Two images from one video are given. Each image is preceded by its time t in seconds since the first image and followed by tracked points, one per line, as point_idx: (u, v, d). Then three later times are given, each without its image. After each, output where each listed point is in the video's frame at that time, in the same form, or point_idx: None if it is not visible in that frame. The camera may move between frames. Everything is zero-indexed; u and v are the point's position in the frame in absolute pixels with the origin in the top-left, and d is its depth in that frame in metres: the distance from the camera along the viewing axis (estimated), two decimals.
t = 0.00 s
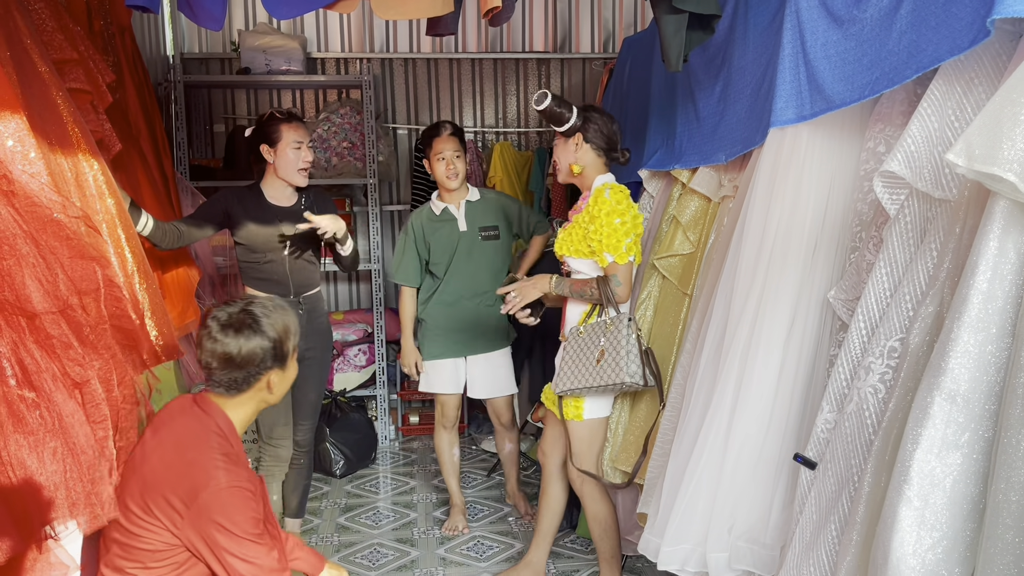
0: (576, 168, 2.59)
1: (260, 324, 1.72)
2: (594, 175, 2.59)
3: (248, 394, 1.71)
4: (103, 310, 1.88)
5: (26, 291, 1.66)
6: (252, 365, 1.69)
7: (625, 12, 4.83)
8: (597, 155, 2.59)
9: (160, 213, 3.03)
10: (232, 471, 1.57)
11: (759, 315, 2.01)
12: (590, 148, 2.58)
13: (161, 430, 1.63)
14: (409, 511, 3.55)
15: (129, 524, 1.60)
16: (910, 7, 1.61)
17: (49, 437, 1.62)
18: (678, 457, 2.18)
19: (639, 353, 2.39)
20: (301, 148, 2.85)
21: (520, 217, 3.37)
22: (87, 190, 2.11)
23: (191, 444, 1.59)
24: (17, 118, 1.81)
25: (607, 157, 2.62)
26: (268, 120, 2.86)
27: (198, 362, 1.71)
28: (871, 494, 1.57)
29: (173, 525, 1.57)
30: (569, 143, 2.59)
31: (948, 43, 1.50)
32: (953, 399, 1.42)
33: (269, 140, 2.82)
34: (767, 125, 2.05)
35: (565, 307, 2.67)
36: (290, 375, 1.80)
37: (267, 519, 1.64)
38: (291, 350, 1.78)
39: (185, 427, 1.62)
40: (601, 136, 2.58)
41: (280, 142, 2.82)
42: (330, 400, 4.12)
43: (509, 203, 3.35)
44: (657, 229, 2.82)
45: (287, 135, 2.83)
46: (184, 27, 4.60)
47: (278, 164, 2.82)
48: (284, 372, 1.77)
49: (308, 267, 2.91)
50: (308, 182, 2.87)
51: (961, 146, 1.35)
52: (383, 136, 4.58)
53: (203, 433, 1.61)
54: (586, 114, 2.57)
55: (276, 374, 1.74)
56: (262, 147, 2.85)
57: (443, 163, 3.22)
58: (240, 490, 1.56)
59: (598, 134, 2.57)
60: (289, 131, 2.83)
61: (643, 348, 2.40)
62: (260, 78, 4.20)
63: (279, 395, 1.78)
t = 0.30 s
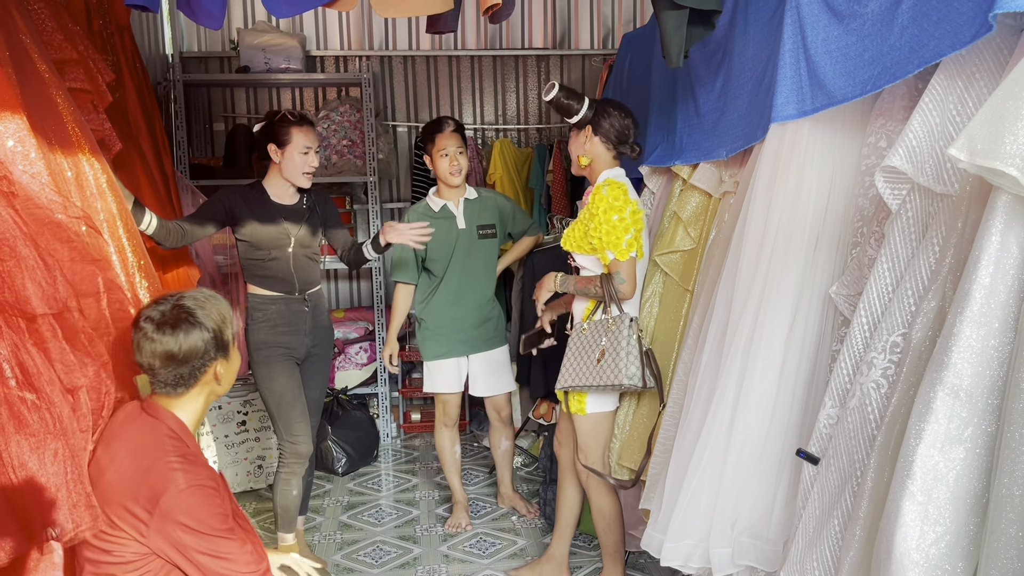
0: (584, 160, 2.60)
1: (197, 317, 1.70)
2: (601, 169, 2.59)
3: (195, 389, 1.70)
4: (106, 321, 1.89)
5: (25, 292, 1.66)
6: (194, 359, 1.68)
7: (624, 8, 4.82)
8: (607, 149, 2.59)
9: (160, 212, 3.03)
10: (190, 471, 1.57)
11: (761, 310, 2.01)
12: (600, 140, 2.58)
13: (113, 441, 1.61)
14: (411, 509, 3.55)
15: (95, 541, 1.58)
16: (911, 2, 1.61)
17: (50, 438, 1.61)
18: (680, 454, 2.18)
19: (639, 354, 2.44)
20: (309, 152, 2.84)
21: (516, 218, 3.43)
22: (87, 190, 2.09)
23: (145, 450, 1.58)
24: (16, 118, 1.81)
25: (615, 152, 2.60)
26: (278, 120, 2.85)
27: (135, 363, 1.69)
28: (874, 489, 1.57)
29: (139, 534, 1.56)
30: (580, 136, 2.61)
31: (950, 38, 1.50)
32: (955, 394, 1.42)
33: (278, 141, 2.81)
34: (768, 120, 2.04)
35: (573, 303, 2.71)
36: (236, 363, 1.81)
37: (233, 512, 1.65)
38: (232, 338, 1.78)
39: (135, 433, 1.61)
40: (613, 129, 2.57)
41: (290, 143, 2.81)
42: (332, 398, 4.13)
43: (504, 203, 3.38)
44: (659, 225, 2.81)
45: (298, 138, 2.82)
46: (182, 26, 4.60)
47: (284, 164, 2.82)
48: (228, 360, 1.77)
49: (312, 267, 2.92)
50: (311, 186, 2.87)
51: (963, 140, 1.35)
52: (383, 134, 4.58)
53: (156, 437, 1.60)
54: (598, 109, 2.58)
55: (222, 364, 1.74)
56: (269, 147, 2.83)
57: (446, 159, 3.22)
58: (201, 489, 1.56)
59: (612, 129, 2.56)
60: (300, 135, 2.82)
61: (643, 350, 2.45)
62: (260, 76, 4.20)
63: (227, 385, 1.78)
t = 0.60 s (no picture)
0: (570, 157, 2.62)
1: (156, 314, 1.64)
2: (590, 167, 2.60)
3: (161, 386, 1.64)
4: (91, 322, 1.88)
5: (17, 294, 1.66)
6: (156, 356, 1.61)
7: (622, 5, 4.82)
8: (593, 147, 2.60)
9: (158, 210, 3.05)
10: (164, 468, 1.50)
11: (758, 307, 2.01)
12: (586, 138, 2.59)
13: (80, 449, 1.53)
14: (411, 507, 3.56)
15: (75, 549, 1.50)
16: None
17: (45, 440, 1.63)
18: (678, 451, 2.18)
19: (622, 350, 2.42)
20: (309, 152, 2.83)
21: (509, 216, 3.45)
22: (84, 189, 2.08)
23: (115, 453, 1.51)
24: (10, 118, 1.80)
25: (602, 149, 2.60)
26: (279, 118, 2.83)
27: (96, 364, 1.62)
28: (871, 485, 1.58)
29: (119, 537, 1.48)
30: (568, 133, 2.61)
31: (946, 33, 1.50)
32: (952, 390, 1.42)
33: (278, 139, 2.79)
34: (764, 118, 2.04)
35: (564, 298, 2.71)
36: (198, 360, 1.75)
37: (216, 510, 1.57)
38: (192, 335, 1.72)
39: (104, 438, 1.53)
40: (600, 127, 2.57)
41: (291, 143, 2.80)
42: (331, 396, 4.15)
43: (497, 201, 3.40)
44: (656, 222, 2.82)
45: (299, 137, 2.81)
46: (179, 24, 4.59)
47: (284, 163, 2.82)
48: (190, 356, 1.71)
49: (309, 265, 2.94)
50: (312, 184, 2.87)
51: (959, 136, 1.35)
52: (381, 132, 4.58)
53: (125, 441, 1.53)
54: (586, 107, 2.57)
55: (184, 360, 1.68)
56: (269, 145, 2.81)
57: (444, 158, 3.22)
58: (177, 485, 1.49)
59: (599, 128, 2.57)
60: (300, 135, 2.80)
61: (626, 344, 2.43)
62: (257, 75, 4.20)
63: (191, 383, 1.72)
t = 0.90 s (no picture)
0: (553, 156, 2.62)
1: (145, 314, 1.69)
2: (574, 167, 2.59)
3: (146, 384, 1.69)
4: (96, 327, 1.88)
5: (11, 295, 1.65)
6: (139, 354, 1.66)
7: (619, 4, 4.81)
8: (575, 146, 2.60)
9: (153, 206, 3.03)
10: (148, 463, 1.55)
11: (755, 305, 2.01)
12: (568, 138, 2.59)
13: (69, 449, 1.59)
14: (409, 506, 3.56)
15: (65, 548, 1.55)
16: None
17: (43, 441, 1.60)
18: (675, 450, 2.19)
19: (602, 346, 2.45)
20: (305, 147, 2.85)
21: (506, 213, 3.42)
22: (81, 189, 2.08)
23: (100, 452, 1.56)
24: (5, 118, 1.80)
25: (583, 149, 2.61)
26: (274, 115, 2.86)
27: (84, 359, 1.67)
28: (867, 483, 1.58)
29: (109, 534, 1.53)
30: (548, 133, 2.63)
31: (941, 33, 1.50)
32: (947, 388, 1.42)
33: (274, 136, 2.81)
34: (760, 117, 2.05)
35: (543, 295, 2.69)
36: (185, 364, 1.79)
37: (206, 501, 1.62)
38: (181, 339, 1.76)
39: (89, 438, 1.59)
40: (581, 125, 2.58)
41: (286, 139, 2.81)
42: (329, 395, 4.12)
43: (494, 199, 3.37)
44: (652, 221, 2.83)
45: (294, 133, 2.82)
46: (176, 24, 4.59)
47: (280, 160, 2.82)
48: (177, 359, 1.75)
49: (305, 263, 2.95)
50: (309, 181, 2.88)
51: (954, 135, 1.35)
52: (378, 131, 4.58)
53: (110, 440, 1.58)
54: (569, 107, 2.58)
55: (169, 362, 1.72)
56: (265, 142, 2.82)
57: (439, 156, 3.22)
58: (162, 478, 1.54)
59: (581, 128, 2.58)
60: (295, 130, 2.82)
61: (606, 339, 2.46)
62: (254, 74, 4.20)
63: (178, 385, 1.76)
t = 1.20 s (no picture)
0: (537, 155, 2.61)
1: (153, 313, 1.73)
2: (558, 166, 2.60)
3: (151, 383, 1.72)
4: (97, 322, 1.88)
5: (9, 291, 1.64)
6: (143, 352, 1.69)
7: (616, 3, 4.81)
8: (559, 147, 2.61)
9: (149, 204, 3.02)
10: (156, 460, 1.59)
11: (749, 303, 2.02)
12: (551, 138, 2.60)
13: (79, 444, 1.63)
14: (405, 505, 3.56)
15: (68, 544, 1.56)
16: None
17: (40, 438, 1.58)
18: (670, 449, 2.19)
19: (583, 347, 2.45)
20: (299, 147, 2.85)
21: (506, 210, 3.41)
22: (76, 188, 2.08)
23: (109, 447, 1.60)
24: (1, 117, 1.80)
25: (568, 149, 2.63)
26: (267, 115, 2.86)
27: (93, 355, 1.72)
28: (860, 482, 1.59)
29: (113, 530, 1.56)
30: (531, 133, 2.63)
31: (935, 33, 1.51)
32: (939, 387, 1.43)
33: (267, 136, 2.80)
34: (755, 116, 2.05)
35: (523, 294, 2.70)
36: (195, 364, 1.82)
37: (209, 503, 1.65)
38: (189, 339, 1.79)
39: (100, 433, 1.63)
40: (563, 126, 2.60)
41: (281, 138, 2.81)
42: (325, 395, 4.13)
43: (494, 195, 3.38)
44: (648, 222, 2.83)
45: (288, 132, 2.82)
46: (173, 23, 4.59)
47: (275, 160, 2.82)
48: (184, 359, 1.77)
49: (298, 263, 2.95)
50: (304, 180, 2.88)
51: (946, 135, 1.36)
52: (375, 130, 4.58)
53: (121, 435, 1.63)
54: (551, 107, 2.60)
55: (175, 362, 1.75)
56: (258, 141, 2.82)
57: (439, 152, 3.22)
58: (169, 476, 1.57)
59: (561, 127, 2.60)
60: (289, 129, 2.83)
61: (587, 341, 2.47)
62: (251, 73, 4.20)
63: (185, 384, 1.79)
